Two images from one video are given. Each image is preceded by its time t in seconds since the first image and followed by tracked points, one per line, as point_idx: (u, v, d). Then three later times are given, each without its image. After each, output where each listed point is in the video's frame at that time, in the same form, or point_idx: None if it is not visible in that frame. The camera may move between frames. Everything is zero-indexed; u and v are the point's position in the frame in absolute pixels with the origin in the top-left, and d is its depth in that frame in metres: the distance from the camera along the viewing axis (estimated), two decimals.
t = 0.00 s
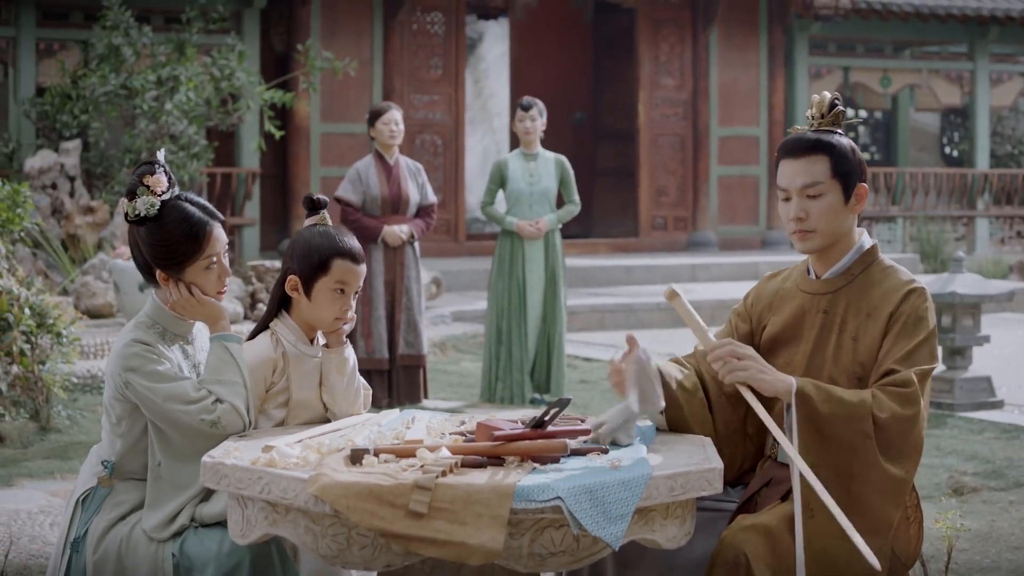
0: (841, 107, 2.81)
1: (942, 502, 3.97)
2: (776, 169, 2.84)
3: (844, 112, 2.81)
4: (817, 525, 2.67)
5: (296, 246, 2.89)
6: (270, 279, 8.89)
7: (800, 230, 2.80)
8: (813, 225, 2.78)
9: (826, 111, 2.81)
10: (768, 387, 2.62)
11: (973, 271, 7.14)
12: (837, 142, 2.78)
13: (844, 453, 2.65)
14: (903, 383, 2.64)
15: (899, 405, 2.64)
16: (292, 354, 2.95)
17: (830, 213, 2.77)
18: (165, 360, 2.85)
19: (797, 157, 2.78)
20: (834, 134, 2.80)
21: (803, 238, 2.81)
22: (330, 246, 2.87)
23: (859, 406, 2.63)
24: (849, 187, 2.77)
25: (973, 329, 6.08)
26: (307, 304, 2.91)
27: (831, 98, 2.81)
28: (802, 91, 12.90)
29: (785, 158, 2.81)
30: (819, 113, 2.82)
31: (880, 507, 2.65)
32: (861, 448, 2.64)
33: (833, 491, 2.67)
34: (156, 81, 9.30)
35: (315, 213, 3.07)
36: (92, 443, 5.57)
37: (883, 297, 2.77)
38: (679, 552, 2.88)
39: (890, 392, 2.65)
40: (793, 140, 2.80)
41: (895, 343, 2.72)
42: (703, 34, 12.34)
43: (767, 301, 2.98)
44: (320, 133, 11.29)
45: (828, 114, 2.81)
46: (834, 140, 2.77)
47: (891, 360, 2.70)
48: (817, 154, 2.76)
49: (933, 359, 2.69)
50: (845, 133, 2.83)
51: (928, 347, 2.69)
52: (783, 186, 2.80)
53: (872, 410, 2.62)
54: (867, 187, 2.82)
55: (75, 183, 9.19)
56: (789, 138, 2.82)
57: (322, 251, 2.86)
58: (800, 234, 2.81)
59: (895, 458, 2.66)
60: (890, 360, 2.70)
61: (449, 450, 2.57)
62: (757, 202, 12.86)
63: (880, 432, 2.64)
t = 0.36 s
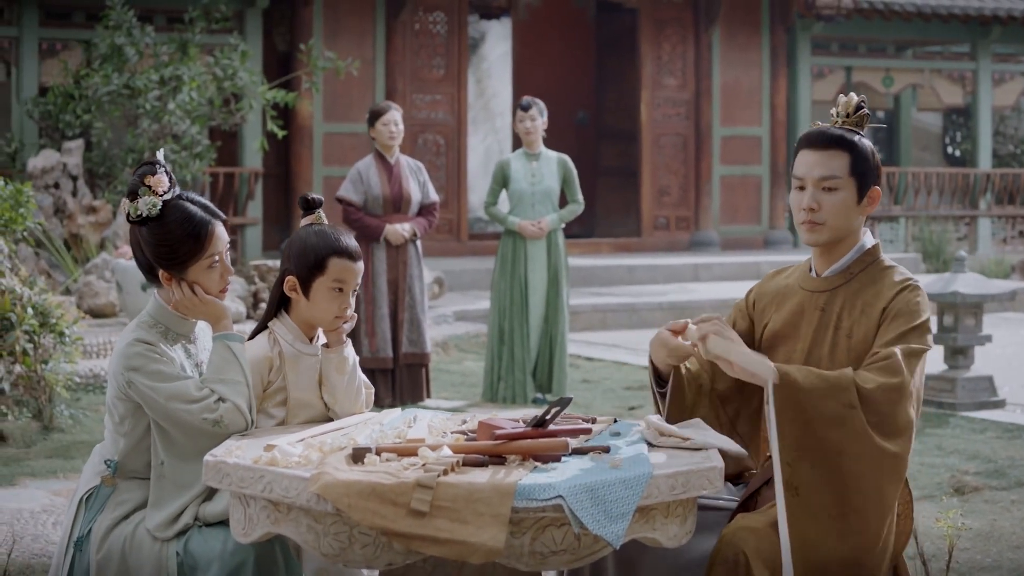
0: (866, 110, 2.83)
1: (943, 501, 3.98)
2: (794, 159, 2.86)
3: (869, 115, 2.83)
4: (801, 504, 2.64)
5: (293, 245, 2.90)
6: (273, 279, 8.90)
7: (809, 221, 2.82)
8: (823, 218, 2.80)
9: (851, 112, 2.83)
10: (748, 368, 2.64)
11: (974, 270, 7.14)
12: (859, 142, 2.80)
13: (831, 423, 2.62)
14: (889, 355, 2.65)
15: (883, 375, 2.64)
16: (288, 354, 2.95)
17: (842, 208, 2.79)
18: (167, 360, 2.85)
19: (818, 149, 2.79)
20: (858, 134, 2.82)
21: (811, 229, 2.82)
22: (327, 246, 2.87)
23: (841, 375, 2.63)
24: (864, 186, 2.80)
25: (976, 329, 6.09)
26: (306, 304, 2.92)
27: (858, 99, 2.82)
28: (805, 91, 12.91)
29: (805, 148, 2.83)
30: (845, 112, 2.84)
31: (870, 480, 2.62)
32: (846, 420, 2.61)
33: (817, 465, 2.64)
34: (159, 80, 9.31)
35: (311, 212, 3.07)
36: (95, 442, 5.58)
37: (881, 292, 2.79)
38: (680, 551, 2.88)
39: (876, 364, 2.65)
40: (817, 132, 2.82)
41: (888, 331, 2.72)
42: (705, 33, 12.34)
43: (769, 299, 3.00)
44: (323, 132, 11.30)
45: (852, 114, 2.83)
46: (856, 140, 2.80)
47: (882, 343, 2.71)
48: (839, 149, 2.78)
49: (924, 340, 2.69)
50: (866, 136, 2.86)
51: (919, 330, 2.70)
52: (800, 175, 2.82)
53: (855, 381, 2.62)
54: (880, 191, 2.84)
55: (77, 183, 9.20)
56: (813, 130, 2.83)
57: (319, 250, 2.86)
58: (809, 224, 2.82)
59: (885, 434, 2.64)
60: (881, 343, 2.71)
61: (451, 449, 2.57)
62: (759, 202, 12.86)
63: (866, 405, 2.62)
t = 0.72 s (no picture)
0: (884, 115, 2.83)
1: (945, 500, 3.98)
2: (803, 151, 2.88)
3: (885, 120, 2.83)
4: (780, 491, 2.66)
5: (297, 244, 2.90)
6: (275, 277, 8.91)
7: (808, 210, 2.83)
8: (821, 209, 2.81)
9: (868, 115, 2.84)
10: (728, 351, 2.66)
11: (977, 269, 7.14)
12: (868, 142, 2.81)
13: (798, 411, 2.64)
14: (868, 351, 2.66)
15: (860, 369, 2.65)
16: (291, 350, 2.95)
17: (841, 201, 2.80)
18: (170, 358, 2.85)
19: (826, 141, 2.82)
20: (871, 136, 2.83)
21: (809, 218, 2.84)
22: (330, 244, 2.87)
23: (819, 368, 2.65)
24: (867, 183, 2.80)
25: (975, 328, 6.11)
26: (311, 301, 2.92)
27: (876, 104, 2.83)
28: (806, 90, 12.91)
29: (815, 141, 2.85)
30: (862, 114, 2.85)
31: (845, 471, 2.63)
32: (820, 408, 2.62)
33: (797, 455, 2.66)
34: (161, 79, 9.32)
35: (315, 211, 3.07)
36: (97, 440, 5.59)
37: (873, 285, 2.80)
38: (681, 548, 2.88)
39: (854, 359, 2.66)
40: (828, 126, 2.84)
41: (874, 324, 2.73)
42: (707, 31, 12.34)
43: (774, 296, 3.02)
44: (325, 131, 11.30)
45: (868, 117, 2.84)
46: (865, 137, 2.81)
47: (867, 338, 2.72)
48: (846, 143, 2.80)
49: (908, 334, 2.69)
50: (881, 141, 2.86)
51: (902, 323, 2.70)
52: (805, 164, 2.84)
53: (830, 372, 2.64)
54: (886, 192, 2.85)
55: (80, 181, 9.21)
56: (826, 124, 2.86)
57: (323, 248, 2.87)
58: (807, 214, 2.84)
59: (863, 424, 2.65)
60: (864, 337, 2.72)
61: (453, 447, 2.56)
62: (762, 200, 12.87)
63: (840, 396, 2.64)
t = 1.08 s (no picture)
0: (893, 120, 2.83)
1: (948, 497, 3.98)
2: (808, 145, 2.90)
3: (894, 124, 2.83)
4: (794, 508, 2.65)
5: (293, 241, 2.90)
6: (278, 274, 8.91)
7: (804, 200, 2.84)
8: (817, 200, 2.82)
9: (877, 117, 2.84)
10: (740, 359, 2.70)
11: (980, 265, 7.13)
12: (872, 142, 2.82)
13: (811, 437, 2.67)
14: (867, 374, 2.66)
15: (862, 396, 2.65)
16: (291, 348, 2.95)
17: (838, 195, 2.81)
18: (171, 355, 2.85)
19: (830, 135, 2.84)
20: (877, 138, 2.84)
21: (804, 208, 2.85)
22: (327, 240, 2.87)
23: (819, 394, 2.65)
24: (866, 178, 2.80)
25: (978, 325, 6.11)
26: (309, 298, 2.92)
27: (886, 108, 2.83)
28: (809, 87, 12.91)
29: (820, 135, 2.87)
30: (871, 117, 2.85)
31: (848, 489, 2.66)
32: (820, 431, 2.65)
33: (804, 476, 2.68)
34: (164, 75, 9.31)
35: (310, 208, 3.07)
36: (100, 437, 5.60)
37: (869, 285, 2.79)
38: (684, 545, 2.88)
39: (856, 384, 2.66)
40: (835, 122, 2.86)
41: (871, 335, 2.73)
42: (710, 28, 12.33)
43: (776, 294, 3.02)
44: (327, 127, 11.31)
45: (877, 119, 2.84)
46: (870, 136, 2.82)
47: (864, 352, 2.72)
48: (849, 139, 2.81)
49: (908, 347, 2.68)
50: (888, 145, 2.86)
51: (902, 338, 2.69)
52: (807, 156, 2.86)
53: (831, 400, 2.64)
54: (885, 192, 2.85)
55: (82, 177, 9.22)
56: (832, 122, 2.87)
57: (318, 244, 2.87)
58: (804, 204, 2.85)
59: (866, 445, 2.67)
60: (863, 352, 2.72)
61: (456, 444, 2.56)
62: (765, 197, 12.86)
63: (841, 419, 2.65)
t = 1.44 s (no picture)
0: (892, 114, 2.83)
1: (950, 494, 3.98)
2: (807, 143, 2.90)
3: (893, 118, 2.83)
4: (806, 522, 2.64)
5: (297, 238, 2.90)
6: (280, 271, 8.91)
7: (803, 201, 2.85)
8: (815, 200, 2.83)
9: (875, 113, 2.84)
10: (746, 368, 2.68)
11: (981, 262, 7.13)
12: (869, 137, 2.82)
13: (816, 448, 2.65)
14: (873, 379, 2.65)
15: (868, 403, 2.64)
16: (293, 344, 2.95)
17: (835, 193, 2.81)
18: (174, 352, 2.85)
19: (825, 135, 2.84)
20: (875, 134, 2.84)
21: (803, 208, 2.85)
22: (331, 237, 2.87)
23: (827, 403, 2.63)
24: (864, 175, 2.80)
25: (980, 322, 6.11)
26: (313, 295, 2.92)
27: (885, 103, 2.83)
28: (811, 85, 12.90)
29: (817, 134, 2.87)
30: (870, 112, 2.85)
31: (856, 495, 2.65)
32: (828, 443, 2.63)
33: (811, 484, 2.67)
34: (166, 73, 9.32)
35: (313, 205, 3.07)
36: (103, 434, 5.60)
37: (870, 283, 2.79)
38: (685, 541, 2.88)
39: (861, 389, 2.65)
40: (830, 120, 2.86)
41: (873, 335, 2.72)
42: (712, 25, 12.32)
43: (781, 291, 3.02)
44: (329, 125, 11.31)
45: (876, 115, 2.84)
46: (866, 132, 2.82)
47: (867, 354, 2.71)
48: (845, 137, 2.81)
49: (911, 349, 2.68)
50: (887, 139, 2.86)
51: (906, 340, 2.68)
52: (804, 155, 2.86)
53: (837, 410, 2.62)
54: (885, 188, 2.84)
55: (85, 175, 9.22)
56: (830, 119, 2.87)
57: (323, 240, 2.87)
58: (803, 205, 2.85)
59: (872, 448, 2.66)
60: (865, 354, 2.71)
61: (458, 442, 2.57)
62: (767, 195, 12.85)
63: (847, 428, 2.64)
